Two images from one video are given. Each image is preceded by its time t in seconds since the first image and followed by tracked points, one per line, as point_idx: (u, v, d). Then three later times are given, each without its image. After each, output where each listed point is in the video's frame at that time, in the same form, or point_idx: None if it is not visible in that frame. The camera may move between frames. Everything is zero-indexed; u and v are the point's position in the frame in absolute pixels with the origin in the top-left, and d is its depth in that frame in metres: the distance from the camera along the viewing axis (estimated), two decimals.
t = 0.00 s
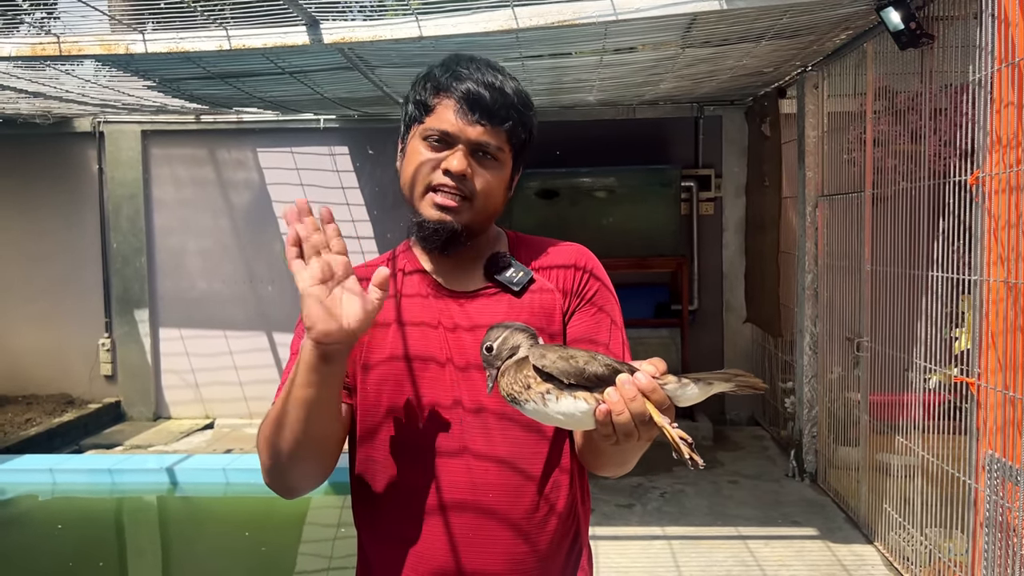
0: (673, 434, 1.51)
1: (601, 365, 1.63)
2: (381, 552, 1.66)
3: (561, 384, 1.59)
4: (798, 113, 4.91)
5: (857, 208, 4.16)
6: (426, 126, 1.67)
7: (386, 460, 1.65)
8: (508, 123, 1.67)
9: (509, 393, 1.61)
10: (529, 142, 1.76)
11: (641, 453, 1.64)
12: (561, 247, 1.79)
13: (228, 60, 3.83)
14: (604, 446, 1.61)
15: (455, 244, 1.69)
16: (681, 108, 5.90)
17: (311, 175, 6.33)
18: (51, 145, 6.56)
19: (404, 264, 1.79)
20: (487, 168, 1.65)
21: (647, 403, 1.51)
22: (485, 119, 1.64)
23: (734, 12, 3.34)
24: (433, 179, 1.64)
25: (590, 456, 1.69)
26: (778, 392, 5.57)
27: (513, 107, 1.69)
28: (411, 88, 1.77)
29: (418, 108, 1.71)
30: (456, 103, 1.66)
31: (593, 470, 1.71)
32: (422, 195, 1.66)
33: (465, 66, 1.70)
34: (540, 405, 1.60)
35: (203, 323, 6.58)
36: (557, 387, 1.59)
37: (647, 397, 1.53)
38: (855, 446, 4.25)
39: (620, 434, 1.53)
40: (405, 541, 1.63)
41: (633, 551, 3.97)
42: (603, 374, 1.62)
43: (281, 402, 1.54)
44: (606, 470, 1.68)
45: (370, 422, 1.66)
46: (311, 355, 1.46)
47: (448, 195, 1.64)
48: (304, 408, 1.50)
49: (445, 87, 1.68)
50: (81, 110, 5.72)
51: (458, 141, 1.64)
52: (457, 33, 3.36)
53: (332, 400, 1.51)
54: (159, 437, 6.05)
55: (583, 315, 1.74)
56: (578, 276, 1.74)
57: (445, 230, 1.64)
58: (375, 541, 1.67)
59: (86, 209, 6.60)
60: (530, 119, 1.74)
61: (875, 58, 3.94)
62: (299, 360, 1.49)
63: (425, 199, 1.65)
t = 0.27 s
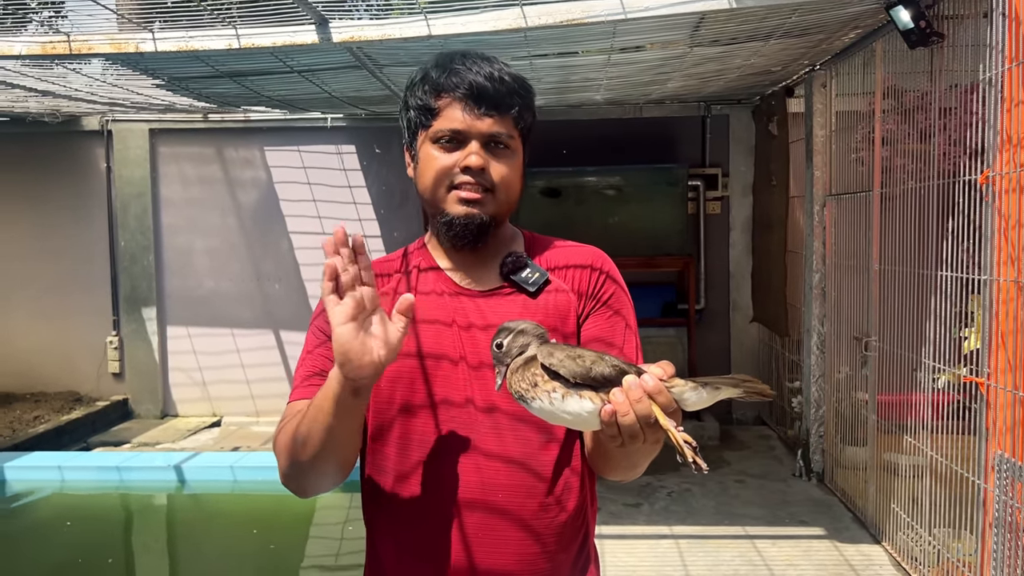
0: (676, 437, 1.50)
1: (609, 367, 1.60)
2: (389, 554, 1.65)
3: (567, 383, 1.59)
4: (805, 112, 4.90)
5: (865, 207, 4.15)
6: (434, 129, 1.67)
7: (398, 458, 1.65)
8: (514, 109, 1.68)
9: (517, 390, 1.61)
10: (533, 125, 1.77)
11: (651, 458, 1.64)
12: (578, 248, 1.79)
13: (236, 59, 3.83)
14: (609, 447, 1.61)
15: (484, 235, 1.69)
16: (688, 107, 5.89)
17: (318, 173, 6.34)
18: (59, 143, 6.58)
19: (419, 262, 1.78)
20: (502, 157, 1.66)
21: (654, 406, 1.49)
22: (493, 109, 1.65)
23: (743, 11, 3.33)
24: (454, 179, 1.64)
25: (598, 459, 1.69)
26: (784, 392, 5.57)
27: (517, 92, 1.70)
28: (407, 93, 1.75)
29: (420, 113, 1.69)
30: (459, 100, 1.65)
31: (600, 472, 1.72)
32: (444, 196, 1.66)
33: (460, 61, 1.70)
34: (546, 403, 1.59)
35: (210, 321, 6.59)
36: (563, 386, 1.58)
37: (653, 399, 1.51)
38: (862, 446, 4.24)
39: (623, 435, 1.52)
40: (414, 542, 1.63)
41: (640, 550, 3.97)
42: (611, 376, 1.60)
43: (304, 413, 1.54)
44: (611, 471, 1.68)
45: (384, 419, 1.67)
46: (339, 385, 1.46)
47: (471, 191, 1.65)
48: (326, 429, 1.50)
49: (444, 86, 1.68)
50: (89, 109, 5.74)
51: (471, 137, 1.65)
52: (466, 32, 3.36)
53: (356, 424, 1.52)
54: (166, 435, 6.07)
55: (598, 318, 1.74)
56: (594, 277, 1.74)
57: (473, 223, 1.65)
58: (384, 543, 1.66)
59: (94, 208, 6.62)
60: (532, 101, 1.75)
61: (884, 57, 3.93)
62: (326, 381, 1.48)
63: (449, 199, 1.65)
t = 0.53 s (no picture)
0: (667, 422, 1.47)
1: (599, 356, 1.56)
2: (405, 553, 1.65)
3: (558, 375, 1.56)
4: (816, 111, 4.89)
5: (876, 206, 4.13)
6: (446, 132, 1.66)
7: (410, 455, 1.66)
8: (526, 110, 1.67)
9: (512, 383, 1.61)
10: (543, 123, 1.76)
11: (656, 447, 1.61)
12: (589, 245, 1.79)
13: (247, 57, 3.84)
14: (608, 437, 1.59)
15: (498, 236, 1.69)
16: (697, 105, 5.88)
17: (327, 172, 6.35)
18: (69, 141, 6.60)
19: (432, 260, 1.77)
20: (515, 159, 1.65)
21: (644, 393, 1.46)
22: (504, 111, 1.64)
23: (755, 9, 3.32)
24: (468, 182, 1.64)
25: (611, 453, 1.67)
26: (794, 391, 5.55)
27: (527, 92, 1.68)
28: (417, 95, 1.74)
29: (431, 116, 1.68)
30: (470, 103, 1.64)
31: (618, 466, 1.70)
32: (458, 200, 1.65)
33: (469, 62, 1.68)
34: (540, 396, 1.58)
35: (220, 319, 6.61)
36: (553, 378, 1.56)
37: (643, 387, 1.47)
38: (873, 446, 4.23)
39: (614, 424, 1.48)
40: (428, 541, 1.63)
41: (649, 549, 3.97)
42: (602, 366, 1.55)
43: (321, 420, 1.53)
44: (629, 465, 1.66)
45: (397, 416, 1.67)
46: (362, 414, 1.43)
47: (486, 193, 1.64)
48: (339, 446, 1.49)
49: (455, 88, 1.66)
50: (100, 107, 5.76)
51: (483, 140, 1.64)
52: (477, 30, 3.35)
53: (369, 448, 1.50)
54: (175, 432, 6.09)
55: (611, 313, 1.71)
56: (605, 274, 1.73)
57: (488, 225, 1.65)
58: (399, 542, 1.66)
59: (103, 206, 6.64)
60: (541, 99, 1.74)
61: (895, 55, 3.91)
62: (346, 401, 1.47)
63: (464, 203, 1.65)
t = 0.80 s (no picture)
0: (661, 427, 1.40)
1: (593, 358, 1.52)
2: (421, 552, 1.64)
3: (554, 374, 1.54)
4: (827, 109, 4.87)
5: (888, 205, 4.12)
6: (454, 137, 1.63)
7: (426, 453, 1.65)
8: (533, 112, 1.64)
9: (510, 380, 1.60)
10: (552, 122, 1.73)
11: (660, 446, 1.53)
12: (601, 243, 1.75)
13: (259, 56, 3.85)
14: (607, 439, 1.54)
15: (509, 239, 1.67)
16: (707, 103, 5.86)
17: (337, 170, 6.36)
18: (81, 139, 6.63)
19: (446, 259, 1.73)
20: (524, 162, 1.62)
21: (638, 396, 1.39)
22: (512, 114, 1.61)
23: (768, 7, 3.31)
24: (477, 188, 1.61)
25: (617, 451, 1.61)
26: (804, 390, 5.54)
27: (534, 92, 1.65)
28: (424, 97, 1.72)
29: (438, 121, 1.66)
30: (477, 107, 1.61)
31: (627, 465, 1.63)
32: (468, 206, 1.63)
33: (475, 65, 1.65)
34: (538, 393, 1.56)
35: (230, 317, 6.63)
36: (550, 377, 1.54)
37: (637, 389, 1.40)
38: (884, 446, 4.21)
39: (608, 428, 1.41)
40: (444, 541, 1.62)
41: (660, 548, 3.97)
42: (597, 367, 1.51)
43: (360, 419, 1.48)
44: (635, 461, 1.59)
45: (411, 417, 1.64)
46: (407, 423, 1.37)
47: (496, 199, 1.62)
48: (368, 450, 1.43)
49: (461, 92, 1.63)
50: (111, 106, 5.79)
51: (491, 144, 1.61)
52: (489, 28, 3.35)
53: (396, 462, 1.44)
54: (185, 430, 6.11)
55: (623, 311, 1.67)
56: (618, 273, 1.69)
57: (498, 229, 1.63)
58: (414, 542, 1.65)
59: (114, 204, 6.67)
60: (550, 98, 1.70)
61: (908, 53, 3.89)
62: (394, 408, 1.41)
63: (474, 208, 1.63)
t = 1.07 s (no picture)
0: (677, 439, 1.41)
1: (613, 367, 1.52)
2: (430, 553, 1.61)
3: (573, 384, 1.54)
4: (837, 108, 4.85)
5: (899, 204, 4.10)
6: (462, 135, 1.62)
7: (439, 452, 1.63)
8: (541, 108, 1.62)
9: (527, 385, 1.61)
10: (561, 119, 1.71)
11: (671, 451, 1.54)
12: (614, 242, 1.72)
13: (270, 55, 3.85)
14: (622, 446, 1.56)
15: (520, 237, 1.65)
16: (717, 102, 5.85)
17: (346, 169, 6.37)
18: (91, 138, 6.65)
19: (459, 258, 1.71)
20: (532, 159, 1.61)
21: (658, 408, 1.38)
22: (519, 111, 1.59)
23: (779, 6, 3.29)
24: (486, 185, 1.60)
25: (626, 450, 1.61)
26: (813, 390, 5.53)
27: (542, 88, 1.63)
28: (433, 97, 1.71)
29: (447, 119, 1.64)
30: (485, 105, 1.59)
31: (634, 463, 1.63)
32: (478, 204, 1.62)
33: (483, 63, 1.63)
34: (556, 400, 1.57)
35: (239, 315, 6.65)
36: (569, 385, 1.55)
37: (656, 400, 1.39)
38: (894, 446, 4.20)
39: (624, 436, 1.40)
40: (454, 543, 1.58)
41: (669, 548, 3.96)
42: (615, 377, 1.51)
43: (396, 421, 1.47)
44: (645, 462, 1.58)
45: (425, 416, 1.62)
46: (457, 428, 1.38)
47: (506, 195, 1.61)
48: (417, 450, 1.42)
49: (469, 90, 1.62)
50: (122, 104, 5.81)
51: (499, 141, 1.59)
52: (500, 27, 3.35)
53: (445, 462, 1.44)
54: (195, 427, 6.13)
55: (634, 310, 1.65)
56: (629, 273, 1.66)
57: (508, 227, 1.62)
58: (424, 543, 1.62)
59: (124, 203, 6.69)
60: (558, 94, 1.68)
61: (919, 52, 3.86)
62: (446, 410, 1.41)
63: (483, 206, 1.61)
